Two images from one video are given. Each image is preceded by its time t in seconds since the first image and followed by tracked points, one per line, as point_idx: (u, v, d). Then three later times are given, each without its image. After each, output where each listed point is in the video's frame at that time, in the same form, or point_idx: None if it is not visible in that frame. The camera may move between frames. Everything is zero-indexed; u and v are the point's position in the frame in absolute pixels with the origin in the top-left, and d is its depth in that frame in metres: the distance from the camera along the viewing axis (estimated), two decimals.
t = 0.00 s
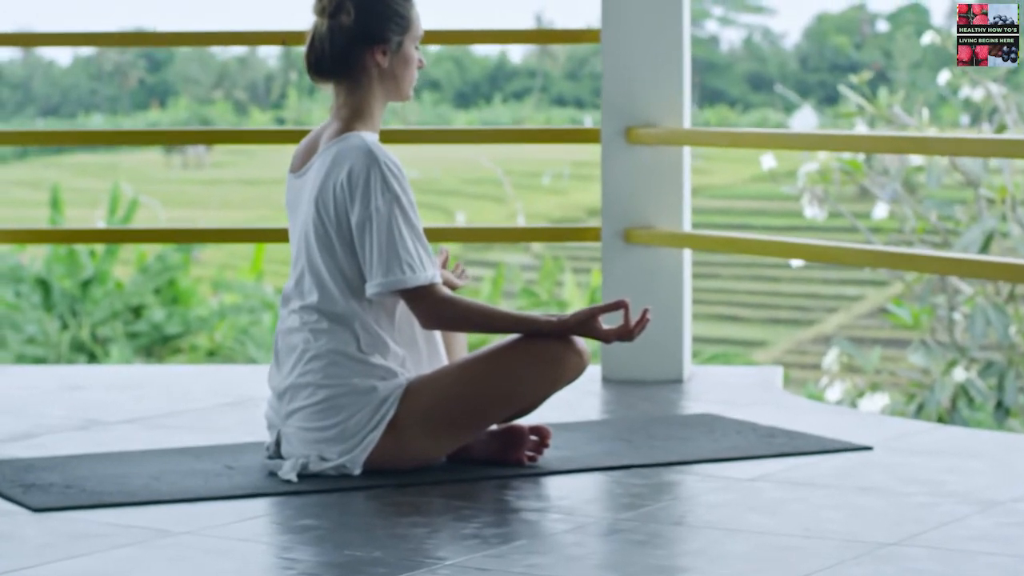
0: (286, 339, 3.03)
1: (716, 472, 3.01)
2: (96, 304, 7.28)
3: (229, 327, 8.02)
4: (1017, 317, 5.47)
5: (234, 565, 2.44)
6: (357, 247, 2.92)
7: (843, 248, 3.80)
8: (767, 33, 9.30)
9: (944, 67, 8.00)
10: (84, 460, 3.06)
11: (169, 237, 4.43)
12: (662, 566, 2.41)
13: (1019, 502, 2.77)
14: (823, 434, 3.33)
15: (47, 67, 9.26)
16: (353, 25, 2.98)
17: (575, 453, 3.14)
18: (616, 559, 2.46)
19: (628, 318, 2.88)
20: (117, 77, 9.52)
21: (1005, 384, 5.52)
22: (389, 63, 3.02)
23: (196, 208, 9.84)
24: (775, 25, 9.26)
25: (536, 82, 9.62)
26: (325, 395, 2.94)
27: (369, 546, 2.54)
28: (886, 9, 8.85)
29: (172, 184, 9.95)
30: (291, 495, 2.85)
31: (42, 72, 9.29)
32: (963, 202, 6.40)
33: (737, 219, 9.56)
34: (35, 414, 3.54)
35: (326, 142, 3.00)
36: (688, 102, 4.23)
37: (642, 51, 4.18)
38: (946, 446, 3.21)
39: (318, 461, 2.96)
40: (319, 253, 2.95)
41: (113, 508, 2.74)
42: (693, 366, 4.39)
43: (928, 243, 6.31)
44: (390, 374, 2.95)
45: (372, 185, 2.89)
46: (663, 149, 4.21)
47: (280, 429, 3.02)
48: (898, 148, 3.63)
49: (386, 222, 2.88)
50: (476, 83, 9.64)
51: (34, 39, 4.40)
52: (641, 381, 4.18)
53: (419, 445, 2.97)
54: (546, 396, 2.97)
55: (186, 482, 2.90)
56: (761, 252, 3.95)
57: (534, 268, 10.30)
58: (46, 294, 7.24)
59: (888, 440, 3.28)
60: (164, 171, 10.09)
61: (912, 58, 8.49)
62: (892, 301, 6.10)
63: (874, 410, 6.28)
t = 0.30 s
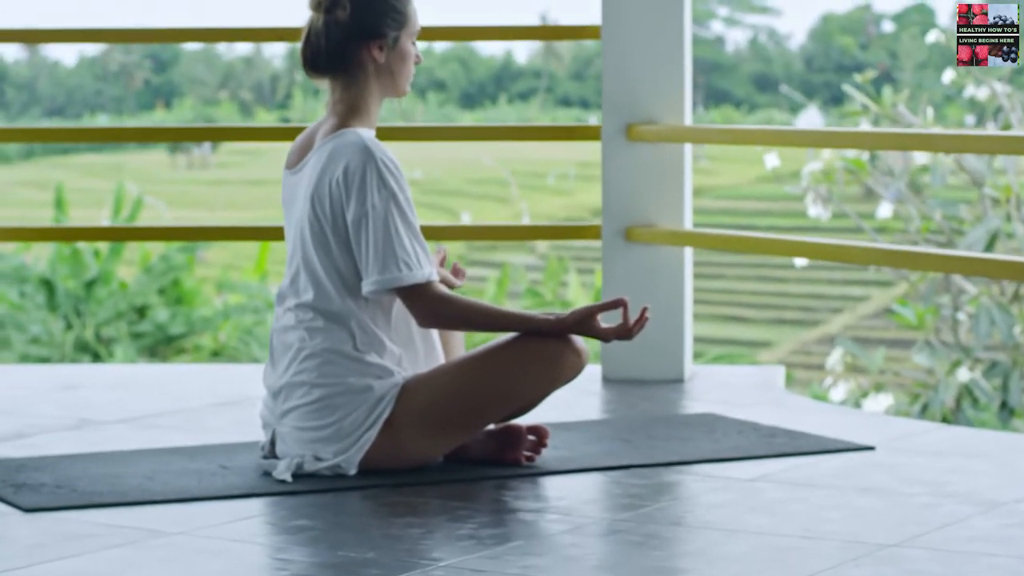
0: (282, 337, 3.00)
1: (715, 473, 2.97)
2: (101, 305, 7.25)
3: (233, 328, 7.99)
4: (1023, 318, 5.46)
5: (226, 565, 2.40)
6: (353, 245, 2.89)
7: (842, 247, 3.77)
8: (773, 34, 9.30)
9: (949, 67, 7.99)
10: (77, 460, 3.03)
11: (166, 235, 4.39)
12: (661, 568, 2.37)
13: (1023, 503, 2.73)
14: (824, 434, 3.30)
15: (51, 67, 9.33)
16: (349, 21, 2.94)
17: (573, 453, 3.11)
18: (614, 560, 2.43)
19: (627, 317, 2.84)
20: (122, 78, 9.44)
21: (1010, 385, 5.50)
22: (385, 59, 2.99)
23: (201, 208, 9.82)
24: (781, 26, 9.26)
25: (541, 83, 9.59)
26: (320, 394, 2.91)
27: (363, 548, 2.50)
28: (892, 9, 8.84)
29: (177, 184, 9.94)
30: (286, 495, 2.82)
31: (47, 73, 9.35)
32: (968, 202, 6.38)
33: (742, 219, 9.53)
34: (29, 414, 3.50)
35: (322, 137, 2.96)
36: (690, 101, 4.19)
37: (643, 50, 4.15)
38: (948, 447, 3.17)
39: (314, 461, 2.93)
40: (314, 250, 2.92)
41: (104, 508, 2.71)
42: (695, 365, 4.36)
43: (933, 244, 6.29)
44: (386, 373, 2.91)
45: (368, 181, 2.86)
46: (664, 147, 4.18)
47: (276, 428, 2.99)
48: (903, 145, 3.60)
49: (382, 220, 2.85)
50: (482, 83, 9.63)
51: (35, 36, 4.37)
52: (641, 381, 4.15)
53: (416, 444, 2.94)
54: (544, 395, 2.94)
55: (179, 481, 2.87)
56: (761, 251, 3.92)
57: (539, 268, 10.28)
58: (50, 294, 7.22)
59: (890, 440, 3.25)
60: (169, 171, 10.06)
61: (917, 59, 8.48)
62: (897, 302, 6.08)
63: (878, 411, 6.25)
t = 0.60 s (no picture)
0: (276, 337, 2.96)
1: (714, 474, 2.94)
2: (104, 305, 7.23)
3: (236, 328, 7.96)
4: None
5: (217, 568, 2.37)
6: (348, 244, 2.86)
7: (841, 247, 3.73)
8: (776, 35, 9.28)
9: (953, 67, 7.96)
10: (71, 461, 3.00)
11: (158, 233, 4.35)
12: (658, 571, 2.34)
13: None
14: (825, 435, 3.26)
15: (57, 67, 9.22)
16: (344, 17, 2.91)
17: (571, 454, 3.08)
18: (612, 562, 2.40)
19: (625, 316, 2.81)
20: (127, 79, 9.40)
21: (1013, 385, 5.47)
22: (380, 55, 2.96)
23: (204, 209, 9.80)
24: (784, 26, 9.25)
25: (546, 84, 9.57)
26: (315, 394, 2.88)
27: (357, 549, 2.47)
28: (896, 9, 8.81)
29: (181, 184, 9.92)
30: (280, 497, 2.79)
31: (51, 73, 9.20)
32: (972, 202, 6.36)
33: (746, 219, 9.51)
34: (23, 414, 3.47)
35: (317, 135, 2.93)
36: (690, 99, 4.16)
37: (643, 48, 4.12)
38: (951, 448, 3.14)
39: (308, 462, 2.90)
40: (309, 249, 2.89)
41: (96, 509, 2.68)
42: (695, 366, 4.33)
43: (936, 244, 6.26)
44: (382, 373, 2.88)
45: (363, 180, 2.83)
46: (665, 146, 4.15)
47: (270, 429, 2.96)
48: (905, 144, 3.56)
49: (377, 218, 2.82)
50: (486, 84, 9.60)
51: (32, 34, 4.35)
52: (641, 382, 4.12)
53: (412, 444, 2.91)
54: (542, 396, 2.91)
55: (172, 483, 2.84)
56: (761, 250, 3.88)
57: (543, 269, 10.25)
58: (54, 295, 7.24)
59: (892, 441, 3.21)
60: (173, 172, 10.05)
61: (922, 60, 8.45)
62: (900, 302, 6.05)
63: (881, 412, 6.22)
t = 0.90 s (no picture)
0: (271, 339, 2.93)
1: (715, 479, 2.90)
2: (109, 307, 7.21)
3: (242, 329, 7.94)
4: None
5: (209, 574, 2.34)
6: (344, 246, 2.82)
7: (845, 247, 3.69)
8: (783, 35, 9.24)
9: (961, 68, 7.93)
10: (64, 464, 2.96)
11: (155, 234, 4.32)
12: None
13: None
14: (827, 438, 3.22)
15: (62, 68, 9.20)
16: (341, 15, 2.88)
17: (569, 458, 3.04)
18: (610, 569, 2.36)
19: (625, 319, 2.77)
20: (134, 80, 9.41)
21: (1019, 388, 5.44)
22: (378, 54, 2.92)
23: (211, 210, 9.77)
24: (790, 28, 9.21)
25: (553, 85, 9.54)
26: (311, 397, 2.84)
27: (351, 555, 2.44)
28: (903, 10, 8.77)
29: (187, 185, 9.88)
30: (275, 501, 2.75)
31: (57, 75, 9.20)
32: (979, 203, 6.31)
33: (751, 220, 9.47)
34: (15, 417, 3.44)
35: (312, 136, 2.90)
36: (692, 99, 4.13)
37: (644, 47, 4.08)
38: (955, 451, 3.10)
39: (304, 466, 2.87)
40: (305, 250, 2.85)
41: (87, 515, 2.64)
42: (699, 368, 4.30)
43: (942, 244, 6.23)
44: (378, 376, 2.84)
45: (359, 180, 2.79)
46: (666, 145, 4.11)
47: (266, 432, 2.93)
48: (909, 143, 3.52)
49: (374, 219, 2.78)
50: (492, 85, 9.55)
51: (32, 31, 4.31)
52: (642, 385, 4.08)
53: (408, 448, 2.87)
54: (540, 399, 2.87)
55: (166, 487, 2.81)
56: (762, 250, 3.84)
57: (549, 270, 10.21)
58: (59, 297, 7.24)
59: (895, 444, 3.18)
60: (179, 173, 10.00)
61: (928, 60, 8.42)
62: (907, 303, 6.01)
63: (886, 415, 6.19)
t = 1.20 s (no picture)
0: (266, 343, 2.90)
1: (715, 484, 2.87)
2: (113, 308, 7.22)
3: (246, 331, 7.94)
4: None
5: None
6: (339, 248, 2.79)
7: (847, 250, 3.66)
8: (788, 36, 9.24)
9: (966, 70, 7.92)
10: (56, 469, 2.93)
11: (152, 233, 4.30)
12: None
13: None
14: (828, 443, 3.19)
15: (68, 70, 9.19)
16: (336, 15, 2.85)
17: (568, 463, 3.00)
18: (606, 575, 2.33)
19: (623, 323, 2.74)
20: (138, 81, 9.39)
21: None
22: (373, 54, 2.89)
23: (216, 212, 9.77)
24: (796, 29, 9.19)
25: (557, 86, 9.56)
26: (306, 402, 2.81)
27: (344, 562, 2.41)
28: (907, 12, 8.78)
29: (192, 187, 9.87)
30: (269, 507, 2.72)
31: (63, 76, 9.21)
32: (985, 205, 6.29)
33: (756, 222, 9.46)
34: (10, 421, 3.40)
35: (307, 137, 2.87)
36: (693, 100, 4.09)
37: (645, 47, 4.05)
38: (959, 457, 3.07)
39: (299, 471, 2.83)
40: (300, 253, 2.82)
41: (79, 521, 2.61)
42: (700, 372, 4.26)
43: (946, 245, 6.21)
44: (374, 380, 2.81)
45: (354, 181, 2.76)
46: (666, 146, 4.08)
47: (260, 437, 2.89)
48: (912, 145, 3.48)
49: (369, 221, 2.75)
50: (498, 86, 9.53)
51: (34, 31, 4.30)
52: (641, 389, 4.05)
53: (404, 452, 2.84)
54: (538, 403, 2.84)
55: (159, 492, 2.77)
56: (764, 253, 3.81)
57: (553, 271, 10.19)
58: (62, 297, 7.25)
59: (897, 449, 3.14)
60: (184, 174, 9.98)
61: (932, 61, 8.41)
62: (911, 305, 5.99)
63: (890, 417, 6.16)
